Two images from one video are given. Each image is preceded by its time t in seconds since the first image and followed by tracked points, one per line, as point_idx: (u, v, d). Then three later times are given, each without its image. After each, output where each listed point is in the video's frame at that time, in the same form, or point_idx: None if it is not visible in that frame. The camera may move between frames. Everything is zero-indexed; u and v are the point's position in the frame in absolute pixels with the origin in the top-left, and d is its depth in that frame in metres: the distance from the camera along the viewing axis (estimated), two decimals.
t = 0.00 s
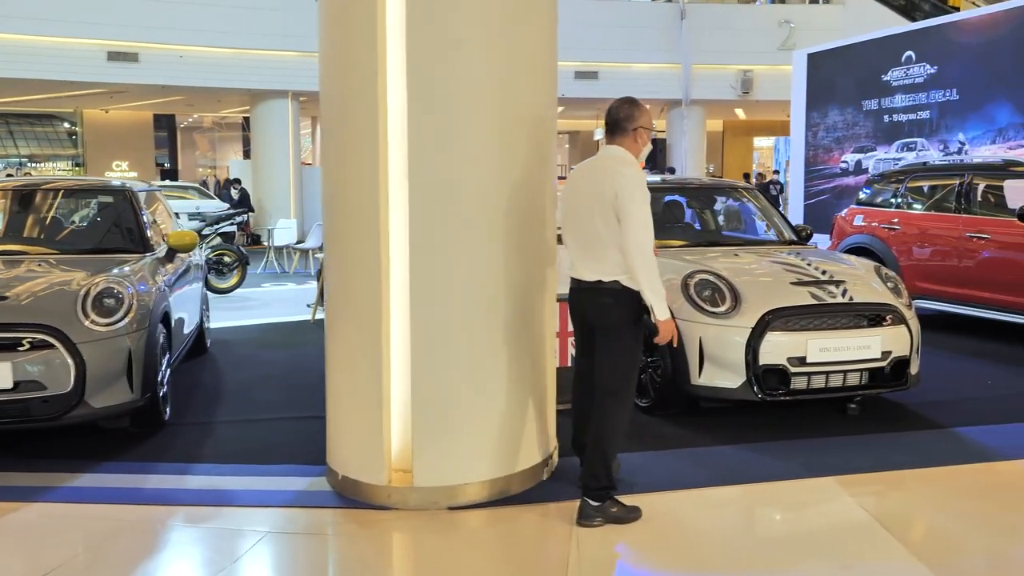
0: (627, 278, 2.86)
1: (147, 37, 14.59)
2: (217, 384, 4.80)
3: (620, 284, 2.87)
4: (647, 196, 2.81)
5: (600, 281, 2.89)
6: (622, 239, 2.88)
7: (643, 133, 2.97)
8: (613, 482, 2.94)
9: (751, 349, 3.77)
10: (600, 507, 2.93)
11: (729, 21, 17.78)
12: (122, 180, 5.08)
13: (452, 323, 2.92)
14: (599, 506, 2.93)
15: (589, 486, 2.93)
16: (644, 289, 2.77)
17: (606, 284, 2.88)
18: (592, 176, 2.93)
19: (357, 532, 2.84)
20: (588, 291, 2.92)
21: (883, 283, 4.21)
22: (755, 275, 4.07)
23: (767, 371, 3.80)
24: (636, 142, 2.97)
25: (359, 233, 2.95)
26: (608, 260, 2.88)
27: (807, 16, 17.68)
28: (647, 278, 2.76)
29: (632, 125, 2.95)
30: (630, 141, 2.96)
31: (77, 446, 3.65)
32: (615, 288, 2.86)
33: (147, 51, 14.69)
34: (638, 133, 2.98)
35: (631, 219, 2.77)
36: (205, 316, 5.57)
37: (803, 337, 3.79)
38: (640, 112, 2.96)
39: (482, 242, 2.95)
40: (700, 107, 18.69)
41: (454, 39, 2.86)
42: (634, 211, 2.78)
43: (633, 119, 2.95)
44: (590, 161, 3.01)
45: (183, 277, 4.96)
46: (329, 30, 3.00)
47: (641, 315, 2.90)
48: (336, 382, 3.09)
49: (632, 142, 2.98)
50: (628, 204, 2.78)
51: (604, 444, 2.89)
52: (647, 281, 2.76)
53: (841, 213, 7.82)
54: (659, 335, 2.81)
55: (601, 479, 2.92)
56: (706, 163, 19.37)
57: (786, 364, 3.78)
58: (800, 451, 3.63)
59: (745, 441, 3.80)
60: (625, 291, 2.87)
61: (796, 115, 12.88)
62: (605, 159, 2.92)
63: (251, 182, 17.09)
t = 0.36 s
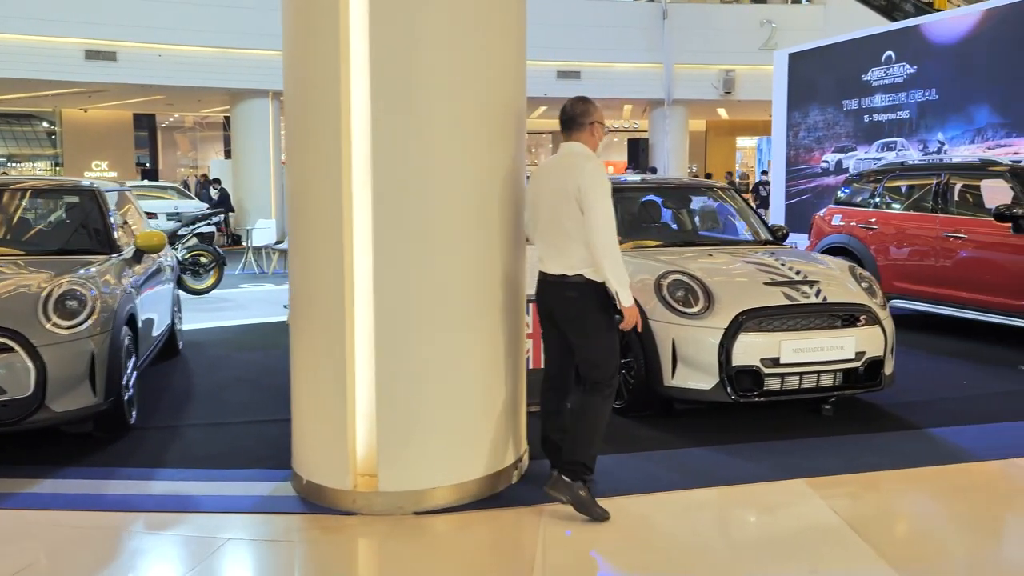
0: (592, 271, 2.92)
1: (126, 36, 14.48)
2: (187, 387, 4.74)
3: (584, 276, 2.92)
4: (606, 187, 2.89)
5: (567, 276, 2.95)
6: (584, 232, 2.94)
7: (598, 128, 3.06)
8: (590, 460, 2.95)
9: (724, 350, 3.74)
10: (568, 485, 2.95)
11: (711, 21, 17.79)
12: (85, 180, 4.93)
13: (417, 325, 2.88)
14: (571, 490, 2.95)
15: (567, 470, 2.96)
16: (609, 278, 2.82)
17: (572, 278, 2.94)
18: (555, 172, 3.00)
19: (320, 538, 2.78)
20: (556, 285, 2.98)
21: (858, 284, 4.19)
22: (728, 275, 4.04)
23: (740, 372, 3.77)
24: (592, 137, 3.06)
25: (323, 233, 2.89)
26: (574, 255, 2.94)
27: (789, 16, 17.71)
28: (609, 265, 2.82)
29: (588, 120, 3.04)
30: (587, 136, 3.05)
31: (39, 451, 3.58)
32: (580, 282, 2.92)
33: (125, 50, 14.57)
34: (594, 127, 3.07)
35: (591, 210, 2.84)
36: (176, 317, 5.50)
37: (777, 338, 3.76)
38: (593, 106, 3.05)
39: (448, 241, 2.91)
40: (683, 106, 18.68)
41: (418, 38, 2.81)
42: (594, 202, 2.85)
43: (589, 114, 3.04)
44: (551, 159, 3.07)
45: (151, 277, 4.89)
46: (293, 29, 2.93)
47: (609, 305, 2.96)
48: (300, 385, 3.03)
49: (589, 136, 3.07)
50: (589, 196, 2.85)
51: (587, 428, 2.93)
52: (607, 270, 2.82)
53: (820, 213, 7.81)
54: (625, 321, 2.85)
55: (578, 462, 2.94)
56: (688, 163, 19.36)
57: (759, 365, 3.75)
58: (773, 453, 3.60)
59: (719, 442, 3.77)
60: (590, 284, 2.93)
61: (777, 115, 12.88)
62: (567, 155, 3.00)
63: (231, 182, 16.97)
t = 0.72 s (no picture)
0: (572, 270, 3.02)
1: (106, 35, 14.36)
2: (158, 390, 4.67)
3: (565, 275, 3.02)
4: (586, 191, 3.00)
5: (548, 275, 3.02)
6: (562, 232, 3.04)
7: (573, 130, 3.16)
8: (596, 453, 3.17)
9: (701, 352, 3.70)
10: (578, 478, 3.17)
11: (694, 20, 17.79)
12: (52, 179, 4.79)
13: (388, 328, 2.83)
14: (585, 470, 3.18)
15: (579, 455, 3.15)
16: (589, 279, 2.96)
17: (551, 278, 3.01)
18: (531, 172, 3.08)
19: (287, 545, 2.72)
20: (534, 285, 3.05)
21: (836, 284, 4.16)
22: (704, 275, 4.00)
23: (716, 374, 3.73)
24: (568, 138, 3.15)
25: (290, 234, 2.84)
26: (551, 253, 3.02)
27: (772, 16, 17.72)
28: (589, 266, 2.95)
29: (568, 121, 3.12)
30: (565, 137, 3.13)
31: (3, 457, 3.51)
32: (562, 280, 3.01)
33: (105, 49, 14.46)
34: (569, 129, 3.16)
35: (572, 212, 2.96)
36: (149, 319, 5.42)
37: (753, 339, 3.73)
38: (572, 108, 3.13)
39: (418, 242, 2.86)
40: (667, 106, 18.65)
41: (389, 38, 2.76)
42: (576, 205, 2.96)
43: (569, 116, 3.12)
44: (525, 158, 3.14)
45: (123, 278, 4.81)
46: (259, 25, 2.87)
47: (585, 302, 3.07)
48: (268, 387, 2.98)
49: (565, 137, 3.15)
50: (570, 199, 2.96)
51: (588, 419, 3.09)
52: (590, 271, 2.96)
53: (800, 213, 7.80)
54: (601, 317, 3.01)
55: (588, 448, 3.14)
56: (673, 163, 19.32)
57: (736, 367, 3.72)
58: (750, 456, 3.56)
59: (695, 444, 3.73)
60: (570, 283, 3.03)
61: (761, 115, 12.86)
62: (541, 155, 3.08)
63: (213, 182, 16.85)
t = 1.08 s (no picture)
0: (563, 272, 3.03)
1: (86, 34, 14.23)
2: (129, 393, 4.60)
3: (556, 279, 3.04)
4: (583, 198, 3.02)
5: (543, 275, 3.03)
6: (557, 236, 3.05)
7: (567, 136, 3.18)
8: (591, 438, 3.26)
9: (676, 353, 3.66)
10: (583, 464, 3.26)
11: (679, 20, 17.77)
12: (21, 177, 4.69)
13: (355, 331, 2.77)
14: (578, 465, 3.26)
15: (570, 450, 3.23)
16: (579, 286, 2.98)
17: (541, 279, 3.03)
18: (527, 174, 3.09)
19: (249, 552, 2.66)
20: (526, 285, 3.05)
21: (813, 284, 4.13)
22: (681, 276, 3.95)
23: (693, 375, 3.69)
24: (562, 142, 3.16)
25: (254, 235, 2.77)
26: (543, 256, 3.04)
27: (756, 16, 17.73)
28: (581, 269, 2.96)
29: (564, 127, 3.15)
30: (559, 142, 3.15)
31: None
32: (552, 283, 3.03)
33: (85, 48, 14.34)
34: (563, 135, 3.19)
35: (570, 215, 2.98)
36: (122, 321, 5.34)
37: (730, 340, 3.69)
38: (569, 116, 3.16)
39: (386, 242, 2.80)
40: (651, 106, 18.63)
41: (356, 36, 2.70)
42: (574, 208, 2.98)
43: (565, 123, 3.15)
44: (521, 159, 3.14)
45: (94, 279, 4.75)
46: (222, 21, 2.80)
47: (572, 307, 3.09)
48: (233, 390, 2.91)
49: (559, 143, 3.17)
50: (569, 203, 2.99)
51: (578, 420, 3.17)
52: (582, 278, 2.98)
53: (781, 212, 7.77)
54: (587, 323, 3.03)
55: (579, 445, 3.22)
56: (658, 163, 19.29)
57: (712, 368, 3.68)
58: (726, 458, 3.52)
59: (671, 446, 3.69)
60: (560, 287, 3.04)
61: (744, 114, 12.84)
62: (538, 158, 3.10)
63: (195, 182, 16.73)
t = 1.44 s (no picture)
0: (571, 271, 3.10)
1: (65, 32, 14.07)
2: (97, 398, 4.51)
3: (563, 278, 3.10)
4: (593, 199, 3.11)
5: (550, 274, 3.09)
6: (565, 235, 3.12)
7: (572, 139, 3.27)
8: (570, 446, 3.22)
9: (652, 356, 3.60)
10: (561, 470, 3.21)
11: (663, 19, 17.72)
12: None
13: (319, 337, 2.71)
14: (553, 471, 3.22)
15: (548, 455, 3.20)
16: (590, 284, 3.06)
17: (548, 277, 3.08)
18: (536, 174, 3.15)
19: (208, 563, 2.58)
20: (531, 284, 3.10)
21: (792, 287, 4.08)
22: (657, 277, 3.89)
23: (668, 379, 3.63)
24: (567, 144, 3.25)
25: (215, 238, 2.70)
26: (550, 255, 3.10)
27: (740, 16, 17.72)
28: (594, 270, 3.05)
29: (571, 131, 3.24)
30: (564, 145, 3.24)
31: None
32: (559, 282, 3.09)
33: (64, 46, 14.19)
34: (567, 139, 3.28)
35: (582, 218, 3.06)
36: (92, 324, 5.25)
37: (706, 343, 3.63)
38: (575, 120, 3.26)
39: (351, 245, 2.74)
40: (636, 106, 18.59)
41: (319, 34, 2.63)
42: (587, 211, 3.07)
43: (572, 127, 3.24)
44: (526, 158, 3.21)
45: (63, 280, 4.66)
46: (180, 19, 2.72)
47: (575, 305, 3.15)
48: (194, 396, 2.84)
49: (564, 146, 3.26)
50: (581, 206, 3.07)
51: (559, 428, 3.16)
52: (593, 277, 3.06)
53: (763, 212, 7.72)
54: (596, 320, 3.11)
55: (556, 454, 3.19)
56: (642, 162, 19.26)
57: (687, 371, 3.62)
58: (701, 463, 3.46)
59: (646, 451, 3.63)
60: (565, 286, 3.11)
61: (728, 114, 12.82)
62: (546, 160, 3.16)
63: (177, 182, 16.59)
